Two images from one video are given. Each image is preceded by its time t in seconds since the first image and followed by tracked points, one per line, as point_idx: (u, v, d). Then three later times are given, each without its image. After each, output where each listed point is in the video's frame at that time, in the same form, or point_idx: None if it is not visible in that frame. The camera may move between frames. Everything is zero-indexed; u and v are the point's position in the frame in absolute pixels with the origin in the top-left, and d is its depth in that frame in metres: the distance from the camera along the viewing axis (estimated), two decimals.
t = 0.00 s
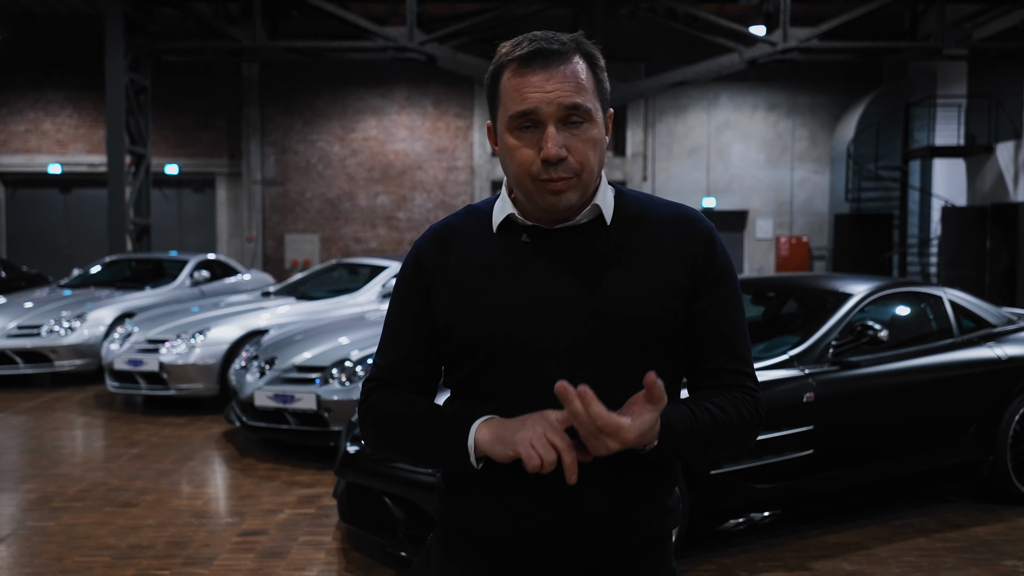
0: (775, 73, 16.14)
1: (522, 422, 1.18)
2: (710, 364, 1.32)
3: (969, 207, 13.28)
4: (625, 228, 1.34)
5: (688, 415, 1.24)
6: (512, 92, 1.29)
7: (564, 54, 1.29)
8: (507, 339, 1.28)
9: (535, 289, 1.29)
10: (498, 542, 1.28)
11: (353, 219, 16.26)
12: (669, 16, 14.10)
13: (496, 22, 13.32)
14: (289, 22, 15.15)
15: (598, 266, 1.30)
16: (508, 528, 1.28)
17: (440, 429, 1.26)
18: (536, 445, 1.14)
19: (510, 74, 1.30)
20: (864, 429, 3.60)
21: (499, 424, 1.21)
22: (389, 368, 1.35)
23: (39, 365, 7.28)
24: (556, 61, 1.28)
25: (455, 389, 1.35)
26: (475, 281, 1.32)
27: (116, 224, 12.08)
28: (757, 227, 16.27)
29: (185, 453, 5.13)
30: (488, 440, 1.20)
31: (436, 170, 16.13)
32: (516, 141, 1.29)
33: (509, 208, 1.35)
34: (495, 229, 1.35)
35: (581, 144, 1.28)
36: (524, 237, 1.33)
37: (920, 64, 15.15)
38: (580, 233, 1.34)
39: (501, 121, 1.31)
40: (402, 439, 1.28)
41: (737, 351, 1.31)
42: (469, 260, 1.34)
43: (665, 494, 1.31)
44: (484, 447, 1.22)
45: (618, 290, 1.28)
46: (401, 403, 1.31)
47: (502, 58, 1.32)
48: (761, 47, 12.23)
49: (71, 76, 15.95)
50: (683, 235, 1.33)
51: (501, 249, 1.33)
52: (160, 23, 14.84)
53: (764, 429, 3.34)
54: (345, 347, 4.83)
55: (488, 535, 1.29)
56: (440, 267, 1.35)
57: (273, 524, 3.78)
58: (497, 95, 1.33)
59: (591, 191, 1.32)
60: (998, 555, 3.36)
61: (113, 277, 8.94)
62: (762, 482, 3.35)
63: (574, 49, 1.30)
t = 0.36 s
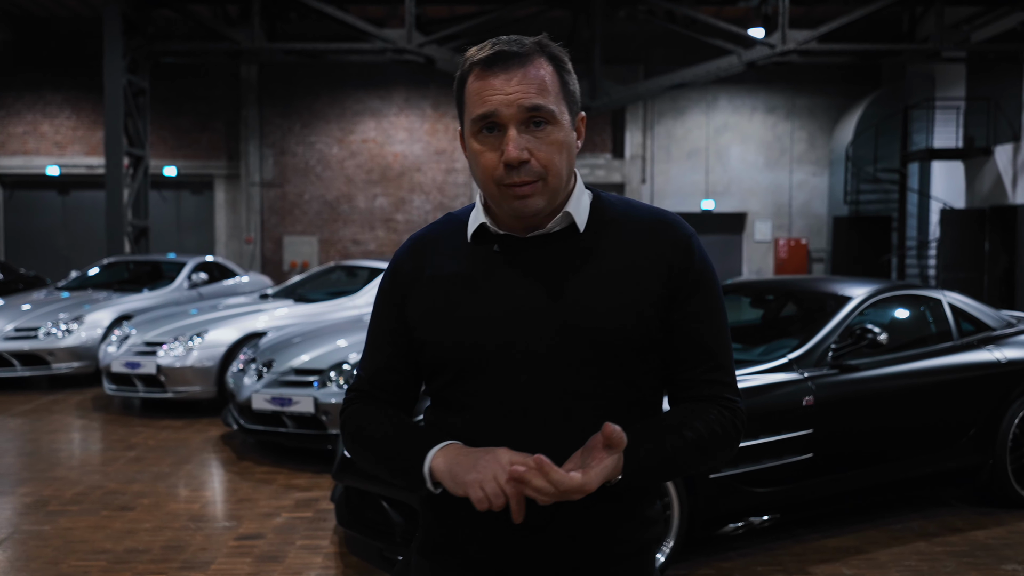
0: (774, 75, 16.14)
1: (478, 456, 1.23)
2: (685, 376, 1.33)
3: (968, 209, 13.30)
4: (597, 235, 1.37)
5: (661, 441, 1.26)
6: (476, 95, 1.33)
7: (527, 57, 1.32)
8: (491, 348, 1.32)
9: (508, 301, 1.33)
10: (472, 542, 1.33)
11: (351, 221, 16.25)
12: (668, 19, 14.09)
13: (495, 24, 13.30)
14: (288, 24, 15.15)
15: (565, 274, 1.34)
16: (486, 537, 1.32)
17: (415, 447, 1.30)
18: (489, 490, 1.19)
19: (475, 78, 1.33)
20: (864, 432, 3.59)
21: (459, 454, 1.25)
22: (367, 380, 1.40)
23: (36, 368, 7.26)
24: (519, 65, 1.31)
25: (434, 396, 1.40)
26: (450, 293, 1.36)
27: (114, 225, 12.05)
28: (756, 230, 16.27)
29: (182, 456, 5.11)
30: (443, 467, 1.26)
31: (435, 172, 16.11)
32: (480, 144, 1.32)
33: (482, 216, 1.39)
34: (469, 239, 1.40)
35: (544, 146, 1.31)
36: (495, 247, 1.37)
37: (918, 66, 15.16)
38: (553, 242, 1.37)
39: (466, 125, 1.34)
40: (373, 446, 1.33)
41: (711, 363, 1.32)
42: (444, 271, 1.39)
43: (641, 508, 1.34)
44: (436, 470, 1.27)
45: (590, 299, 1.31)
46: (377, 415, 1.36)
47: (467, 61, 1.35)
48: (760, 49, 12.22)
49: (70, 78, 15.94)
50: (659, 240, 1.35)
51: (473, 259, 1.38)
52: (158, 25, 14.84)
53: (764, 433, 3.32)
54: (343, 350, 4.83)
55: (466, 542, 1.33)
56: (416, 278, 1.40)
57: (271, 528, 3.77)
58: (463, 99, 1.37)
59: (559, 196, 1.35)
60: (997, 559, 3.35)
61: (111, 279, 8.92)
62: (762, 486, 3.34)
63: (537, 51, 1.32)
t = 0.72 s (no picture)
0: (773, 78, 16.15)
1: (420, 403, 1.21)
2: (641, 395, 1.35)
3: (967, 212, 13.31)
4: (553, 248, 1.38)
5: (617, 458, 1.26)
6: (436, 104, 1.33)
7: (488, 71, 1.32)
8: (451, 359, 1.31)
9: (459, 309, 1.33)
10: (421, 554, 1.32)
11: (350, 223, 16.25)
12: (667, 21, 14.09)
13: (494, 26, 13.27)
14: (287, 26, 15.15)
15: (518, 284, 1.34)
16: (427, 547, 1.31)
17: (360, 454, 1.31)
18: (406, 429, 1.20)
19: (437, 86, 1.34)
20: (863, 435, 3.58)
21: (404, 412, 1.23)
22: (321, 380, 1.43)
23: (35, 370, 7.25)
24: (479, 78, 1.31)
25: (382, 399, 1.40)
26: (404, 299, 1.37)
27: (114, 227, 12.04)
28: (755, 232, 16.28)
29: (180, 459, 5.10)
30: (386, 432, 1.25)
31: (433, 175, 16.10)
32: (435, 154, 1.33)
33: (440, 223, 1.40)
34: (427, 245, 1.40)
35: (497, 162, 1.31)
36: (451, 254, 1.38)
37: (917, 68, 15.18)
38: (507, 252, 1.37)
39: (426, 133, 1.35)
40: (325, 450, 1.35)
41: (666, 380, 1.34)
42: (397, 276, 1.40)
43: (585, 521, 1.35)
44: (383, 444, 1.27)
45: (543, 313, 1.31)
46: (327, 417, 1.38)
47: (433, 68, 1.35)
48: (759, 52, 12.21)
49: (68, 81, 15.94)
50: (617, 257, 1.36)
51: (428, 266, 1.38)
52: (157, 27, 14.84)
53: (762, 436, 3.32)
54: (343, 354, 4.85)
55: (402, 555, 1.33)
56: (371, 280, 1.42)
57: (268, 531, 3.76)
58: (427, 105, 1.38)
59: (512, 211, 1.35)
60: (997, 563, 3.34)
61: (109, 282, 8.91)
62: (762, 490, 3.33)
63: (500, 66, 1.32)
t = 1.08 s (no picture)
0: (772, 80, 16.15)
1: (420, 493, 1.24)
2: (602, 396, 1.40)
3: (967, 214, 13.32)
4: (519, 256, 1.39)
5: (576, 455, 1.29)
6: (410, 105, 1.32)
7: (466, 73, 1.31)
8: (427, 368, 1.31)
9: (424, 314, 1.33)
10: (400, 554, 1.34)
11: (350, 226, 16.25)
12: (668, 24, 14.10)
13: (495, 28, 13.27)
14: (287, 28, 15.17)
15: (482, 291, 1.35)
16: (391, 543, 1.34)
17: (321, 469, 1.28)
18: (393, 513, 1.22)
19: (409, 87, 1.32)
20: (864, 438, 3.56)
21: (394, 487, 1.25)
22: (270, 387, 1.36)
23: (34, 373, 7.24)
24: (456, 80, 1.30)
25: (340, 404, 1.38)
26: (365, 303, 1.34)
27: (113, 229, 12.03)
28: (756, 234, 16.28)
29: (179, 462, 5.09)
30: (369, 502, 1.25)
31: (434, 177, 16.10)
32: (410, 156, 1.31)
33: (402, 227, 1.38)
34: (387, 248, 1.38)
35: (474, 166, 1.31)
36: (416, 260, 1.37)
37: (917, 71, 15.21)
38: (474, 258, 1.38)
39: (397, 133, 1.33)
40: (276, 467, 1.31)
41: (628, 384, 1.40)
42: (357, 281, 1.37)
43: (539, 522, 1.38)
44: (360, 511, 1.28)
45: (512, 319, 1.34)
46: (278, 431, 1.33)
47: (403, 68, 1.33)
48: (759, 54, 12.19)
49: (68, 83, 15.94)
50: (581, 266, 1.40)
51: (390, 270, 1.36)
52: (157, 29, 14.86)
53: (763, 439, 3.32)
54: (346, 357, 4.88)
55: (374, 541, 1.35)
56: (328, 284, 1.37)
57: (267, 534, 3.74)
58: (395, 105, 1.35)
59: (483, 216, 1.36)
60: (998, 567, 3.32)
61: (108, 284, 8.90)
62: (762, 493, 3.31)
63: (475, 69, 1.32)
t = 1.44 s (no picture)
0: (773, 82, 16.14)
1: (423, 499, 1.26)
2: (585, 382, 1.49)
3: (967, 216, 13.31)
4: (498, 255, 1.40)
5: (575, 450, 1.36)
6: (386, 116, 1.30)
7: (442, 82, 1.31)
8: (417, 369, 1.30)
9: (413, 321, 1.32)
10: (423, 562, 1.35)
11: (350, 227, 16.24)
12: (668, 26, 14.10)
13: (495, 30, 13.25)
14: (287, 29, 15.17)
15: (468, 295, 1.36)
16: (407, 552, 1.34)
17: (318, 478, 1.27)
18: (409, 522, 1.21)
19: (385, 97, 1.31)
20: (865, 441, 3.55)
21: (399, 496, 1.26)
22: (251, 405, 1.34)
23: (33, 375, 7.23)
24: (434, 89, 1.30)
25: (327, 413, 1.36)
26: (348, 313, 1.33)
27: (113, 232, 12.01)
28: (756, 236, 16.28)
29: (179, 464, 5.08)
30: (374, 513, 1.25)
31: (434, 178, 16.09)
32: (388, 167, 1.30)
33: (379, 237, 1.35)
34: (366, 257, 1.35)
35: (455, 174, 1.31)
36: (397, 270, 1.35)
37: (917, 73, 15.22)
38: (453, 263, 1.38)
39: (374, 144, 1.32)
40: (267, 484, 1.29)
41: (606, 371, 1.50)
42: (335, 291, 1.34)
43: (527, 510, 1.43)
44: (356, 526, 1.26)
45: (498, 317, 1.36)
46: (264, 447, 1.31)
47: (376, 78, 1.32)
48: (759, 56, 12.17)
49: (68, 85, 15.93)
50: (557, 265, 1.44)
51: (371, 280, 1.34)
52: (158, 31, 14.87)
53: (763, 442, 3.31)
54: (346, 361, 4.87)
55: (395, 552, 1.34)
56: (305, 299, 1.34)
57: (266, 536, 3.73)
58: (370, 115, 1.34)
59: (463, 224, 1.35)
60: (998, 570, 3.31)
61: (108, 286, 8.89)
62: (763, 495, 3.30)
63: (451, 76, 1.32)
